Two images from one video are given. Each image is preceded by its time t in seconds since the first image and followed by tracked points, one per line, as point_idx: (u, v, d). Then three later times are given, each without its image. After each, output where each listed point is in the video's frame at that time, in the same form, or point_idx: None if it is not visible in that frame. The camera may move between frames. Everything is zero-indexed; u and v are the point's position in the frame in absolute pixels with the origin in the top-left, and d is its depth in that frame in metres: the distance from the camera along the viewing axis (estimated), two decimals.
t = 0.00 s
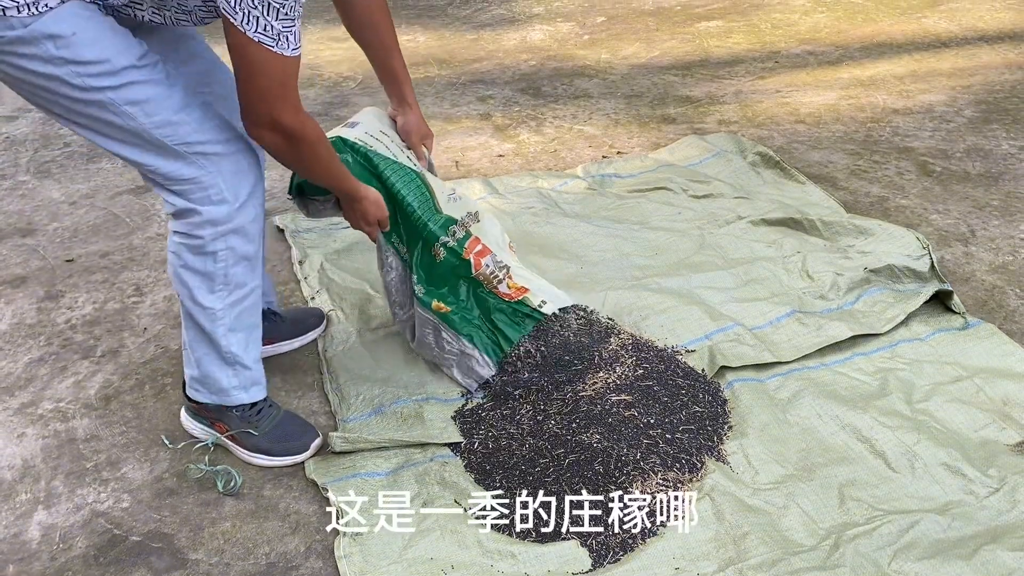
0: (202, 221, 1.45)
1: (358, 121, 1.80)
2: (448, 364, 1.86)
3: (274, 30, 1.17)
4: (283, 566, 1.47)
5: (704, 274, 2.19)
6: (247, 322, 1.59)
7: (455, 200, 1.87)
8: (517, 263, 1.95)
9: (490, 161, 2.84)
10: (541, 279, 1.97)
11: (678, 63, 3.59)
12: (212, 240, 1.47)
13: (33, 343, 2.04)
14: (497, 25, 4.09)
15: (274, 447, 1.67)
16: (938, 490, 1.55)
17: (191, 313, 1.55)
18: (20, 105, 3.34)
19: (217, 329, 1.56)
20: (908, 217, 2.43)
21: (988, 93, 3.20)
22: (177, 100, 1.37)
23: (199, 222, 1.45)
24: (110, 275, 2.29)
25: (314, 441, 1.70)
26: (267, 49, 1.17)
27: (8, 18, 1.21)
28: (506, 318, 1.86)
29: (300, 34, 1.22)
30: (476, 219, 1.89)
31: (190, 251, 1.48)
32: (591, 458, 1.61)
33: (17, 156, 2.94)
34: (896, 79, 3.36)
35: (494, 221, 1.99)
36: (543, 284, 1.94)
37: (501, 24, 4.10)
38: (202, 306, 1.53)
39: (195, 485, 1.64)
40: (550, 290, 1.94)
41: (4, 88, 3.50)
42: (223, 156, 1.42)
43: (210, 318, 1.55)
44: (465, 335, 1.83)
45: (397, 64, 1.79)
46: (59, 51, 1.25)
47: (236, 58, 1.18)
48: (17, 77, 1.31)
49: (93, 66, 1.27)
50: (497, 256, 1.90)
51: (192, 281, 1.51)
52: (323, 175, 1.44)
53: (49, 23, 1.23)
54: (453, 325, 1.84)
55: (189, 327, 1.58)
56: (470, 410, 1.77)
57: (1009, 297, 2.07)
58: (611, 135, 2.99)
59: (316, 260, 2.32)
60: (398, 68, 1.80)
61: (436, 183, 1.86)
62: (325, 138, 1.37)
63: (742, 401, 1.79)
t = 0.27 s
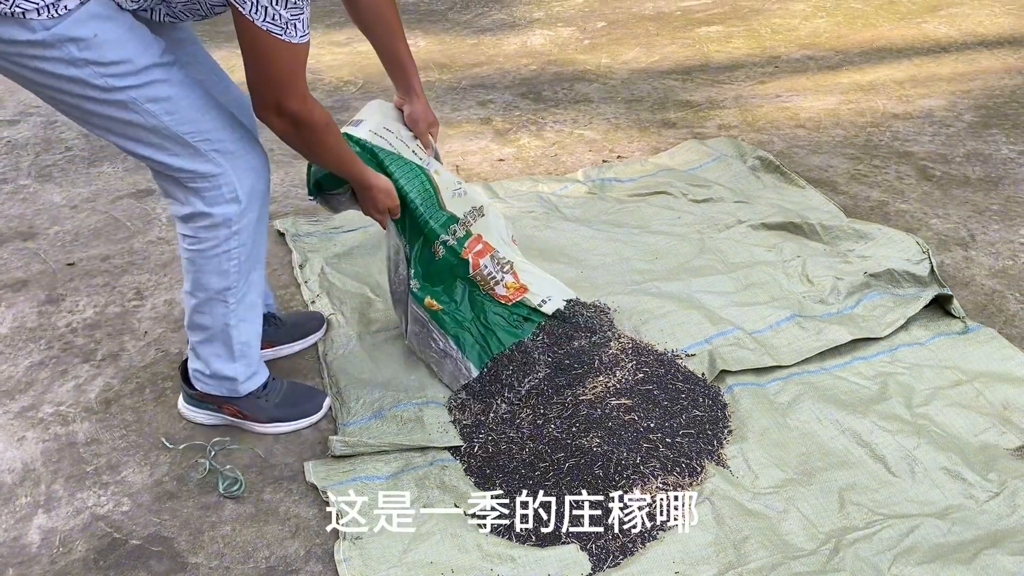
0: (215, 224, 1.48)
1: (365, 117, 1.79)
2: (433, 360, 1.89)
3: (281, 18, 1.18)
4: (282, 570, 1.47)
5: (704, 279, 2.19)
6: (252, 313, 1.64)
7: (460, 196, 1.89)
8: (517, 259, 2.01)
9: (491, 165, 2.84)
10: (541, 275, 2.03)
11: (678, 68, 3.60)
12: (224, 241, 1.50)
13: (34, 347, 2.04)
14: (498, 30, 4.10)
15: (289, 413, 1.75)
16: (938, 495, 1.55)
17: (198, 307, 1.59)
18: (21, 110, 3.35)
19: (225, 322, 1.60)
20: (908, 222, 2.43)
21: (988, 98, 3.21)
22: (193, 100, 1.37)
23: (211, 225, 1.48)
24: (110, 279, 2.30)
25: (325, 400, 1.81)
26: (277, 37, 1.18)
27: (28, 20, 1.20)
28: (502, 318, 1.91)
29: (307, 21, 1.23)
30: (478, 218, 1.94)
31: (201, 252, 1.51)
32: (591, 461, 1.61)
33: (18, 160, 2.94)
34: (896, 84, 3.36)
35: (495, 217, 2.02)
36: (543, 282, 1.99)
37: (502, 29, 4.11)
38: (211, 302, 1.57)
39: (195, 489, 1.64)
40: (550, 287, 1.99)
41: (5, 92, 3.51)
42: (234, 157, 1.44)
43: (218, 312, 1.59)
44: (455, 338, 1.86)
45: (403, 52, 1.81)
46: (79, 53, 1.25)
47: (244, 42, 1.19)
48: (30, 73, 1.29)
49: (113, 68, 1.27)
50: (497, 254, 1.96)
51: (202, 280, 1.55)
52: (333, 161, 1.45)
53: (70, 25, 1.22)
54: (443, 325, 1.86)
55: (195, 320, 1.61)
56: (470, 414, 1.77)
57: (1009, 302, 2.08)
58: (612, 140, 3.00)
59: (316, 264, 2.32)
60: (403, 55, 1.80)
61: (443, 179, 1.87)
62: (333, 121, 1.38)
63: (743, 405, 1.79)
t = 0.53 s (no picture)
0: (233, 234, 1.49)
1: (370, 109, 1.80)
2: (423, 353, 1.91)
3: (292, 6, 1.17)
4: (283, 572, 1.47)
5: (705, 282, 2.19)
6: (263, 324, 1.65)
7: (460, 189, 1.91)
8: (514, 253, 2.03)
9: (492, 169, 2.85)
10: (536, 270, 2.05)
11: (679, 72, 3.61)
12: (241, 252, 1.51)
13: (35, 349, 2.04)
14: (499, 34, 4.11)
15: (289, 417, 1.75)
16: (940, 499, 1.55)
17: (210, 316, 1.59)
18: (24, 112, 3.36)
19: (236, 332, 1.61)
20: (909, 226, 2.43)
21: (989, 102, 3.21)
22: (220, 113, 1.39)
23: (228, 234, 1.49)
24: (112, 281, 2.30)
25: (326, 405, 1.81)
26: (287, 26, 1.18)
27: (56, 29, 1.22)
28: (496, 314, 1.93)
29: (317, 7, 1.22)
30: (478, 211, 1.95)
31: (216, 260, 1.51)
32: (592, 465, 1.61)
33: (20, 163, 2.95)
34: (897, 88, 3.37)
35: (494, 209, 2.03)
36: (538, 279, 2.02)
37: (504, 33, 4.12)
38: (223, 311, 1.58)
39: (196, 491, 1.64)
40: (545, 283, 2.03)
41: (8, 95, 3.52)
42: (256, 172, 1.46)
43: (230, 319, 1.59)
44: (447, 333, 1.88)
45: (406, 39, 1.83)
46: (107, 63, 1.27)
47: (255, 28, 1.19)
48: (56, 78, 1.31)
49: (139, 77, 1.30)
50: (494, 248, 1.97)
51: (215, 288, 1.55)
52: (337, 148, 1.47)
53: (97, 35, 1.25)
54: (436, 318, 1.88)
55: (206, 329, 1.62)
56: (471, 417, 1.77)
57: (1010, 306, 2.08)
58: (613, 144, 3.00)
59: (318, 267, 2.32)
60: (407, 41, 1.82)
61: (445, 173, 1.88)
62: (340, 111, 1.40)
63: (744, 409, 1.79)
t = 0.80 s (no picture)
0: (254, 214, 1.51)
1: (381, 101, 1.96)
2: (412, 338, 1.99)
3: None
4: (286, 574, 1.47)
5: (707, 285, 2.19)
6: (275, 315, 1.66)
7: (460, 180, 2.02)
8: (511, 247, 2.11)
9: (494, 171, 2.85)
10: (534, 265, 2.12)
11: (681, 75, 3.62)
12: (261, 233, 1.53)
13: (38, 350, 2.04)
14: (502, 37, 4.11)
15: (292, 419, 1.75)
16: (943, 502, 1.55)
17: (226, 301, 1.60)
18: (27, 114, 3.37)
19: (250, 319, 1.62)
20: (911, 229, 2.43)
21: (991, 106, 3.21)
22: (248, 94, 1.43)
23: (249, 213, 1.51)
24: (115, 282, 2.30)
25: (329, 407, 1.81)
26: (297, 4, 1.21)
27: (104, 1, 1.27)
28: (486, 303, 1.99)
29: None
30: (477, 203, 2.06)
31: (236, 240, 1.53)
32: (595, 466, 1.61)
33: (23, 164, 2.96)
34: (899, 92, 3.37)
35: (496, 207, 2.13)
36: (533, 273, 2.09)
37: (506, 36, 4.13)
38: (240, 296, 1.59)
39: (199, 492, 1.64)
40: (540, 278, 2.09)
41: (11, 97, 3.52)
42: (279, 154, 1.49)
43: (241, 307, 1.60)
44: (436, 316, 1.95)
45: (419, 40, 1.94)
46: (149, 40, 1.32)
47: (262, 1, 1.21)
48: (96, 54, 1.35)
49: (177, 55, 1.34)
50: (491, 241, 2.06)
51: (232, 272, 1.56)
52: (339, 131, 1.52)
53: (141, 10, 1.30)
54: (427, 303, 1.96)
55: (221, 316, 1.63)
56: (473, 419, 1.77)
57: (1012, 309, 2.08)
58: (615, 147, 3.01)
59: (321, 269, 2.33)
60: (419, 41, 1.93)
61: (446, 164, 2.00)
62: (340, 91, 1.41)
63: (746, 411, 1.79)
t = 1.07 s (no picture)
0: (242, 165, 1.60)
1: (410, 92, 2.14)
2: (405, 314, 2.10)
3: None
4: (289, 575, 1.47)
5: (710, 288, 2.20)
6: (263, 278, 1.72)
7: (468, 167, 2.13)
8: (514, 239, 2.16)
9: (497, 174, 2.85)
10: (535, 260, 2.15)
11: (684, 79, 3.62)
12: (248, 184, 1.62)
13: (41, 351, 2.05)
14: (505, 40, 4.12)
15: (290, 407, 1.78)
16: (946, 505, 1.55)
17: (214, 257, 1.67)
18: (31, 116, 3.37)
19: (235, 275, 1.68)
20: (914, 233, 2.44)
21: (994, 110, 3.21)
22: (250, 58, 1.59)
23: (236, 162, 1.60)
24: (119, 284, 2.31)
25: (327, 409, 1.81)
26: None
27: None
28: (476, 287, 2.06)
29: None
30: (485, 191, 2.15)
31: (223, 191, 1.61)
32: (597, 467, 1.61)
33: (27, 166, 2.96)
34: (902, 96, 3.37)
35: (509, 200, 2.20)
36: (529, 267, 2.11)
37: (509, 39, 4.13)
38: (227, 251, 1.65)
39: (202, 493, 1.64)
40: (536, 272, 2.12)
41: (15, 99, 3.53)
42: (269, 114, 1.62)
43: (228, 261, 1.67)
44: (425, 293, 2.05)
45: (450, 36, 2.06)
46: None
47: None
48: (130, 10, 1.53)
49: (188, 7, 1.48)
50: (492, 230, 2.13)
51: (216, 224, 1.64)
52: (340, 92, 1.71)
53: None
54: (418, 279, 2.06)
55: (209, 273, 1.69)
56: (476, 421, 1.77)
57: (1015, 313, 2.08)
58: (618, 150, 3.01)
59: (324, 271, 2.33)
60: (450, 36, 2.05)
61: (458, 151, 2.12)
62: (342, 48, 1.60)
63: (749, 414, 1.79)
